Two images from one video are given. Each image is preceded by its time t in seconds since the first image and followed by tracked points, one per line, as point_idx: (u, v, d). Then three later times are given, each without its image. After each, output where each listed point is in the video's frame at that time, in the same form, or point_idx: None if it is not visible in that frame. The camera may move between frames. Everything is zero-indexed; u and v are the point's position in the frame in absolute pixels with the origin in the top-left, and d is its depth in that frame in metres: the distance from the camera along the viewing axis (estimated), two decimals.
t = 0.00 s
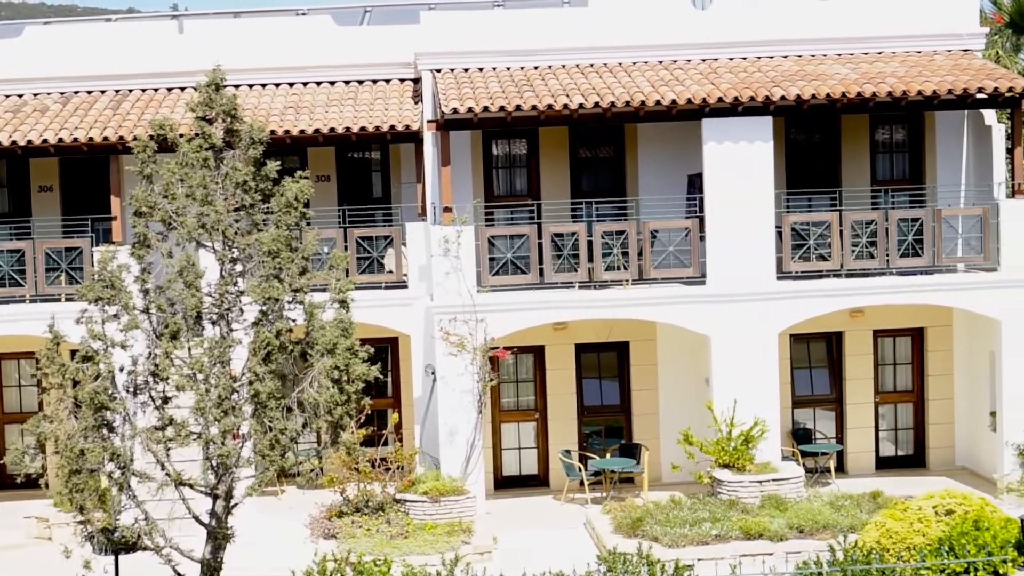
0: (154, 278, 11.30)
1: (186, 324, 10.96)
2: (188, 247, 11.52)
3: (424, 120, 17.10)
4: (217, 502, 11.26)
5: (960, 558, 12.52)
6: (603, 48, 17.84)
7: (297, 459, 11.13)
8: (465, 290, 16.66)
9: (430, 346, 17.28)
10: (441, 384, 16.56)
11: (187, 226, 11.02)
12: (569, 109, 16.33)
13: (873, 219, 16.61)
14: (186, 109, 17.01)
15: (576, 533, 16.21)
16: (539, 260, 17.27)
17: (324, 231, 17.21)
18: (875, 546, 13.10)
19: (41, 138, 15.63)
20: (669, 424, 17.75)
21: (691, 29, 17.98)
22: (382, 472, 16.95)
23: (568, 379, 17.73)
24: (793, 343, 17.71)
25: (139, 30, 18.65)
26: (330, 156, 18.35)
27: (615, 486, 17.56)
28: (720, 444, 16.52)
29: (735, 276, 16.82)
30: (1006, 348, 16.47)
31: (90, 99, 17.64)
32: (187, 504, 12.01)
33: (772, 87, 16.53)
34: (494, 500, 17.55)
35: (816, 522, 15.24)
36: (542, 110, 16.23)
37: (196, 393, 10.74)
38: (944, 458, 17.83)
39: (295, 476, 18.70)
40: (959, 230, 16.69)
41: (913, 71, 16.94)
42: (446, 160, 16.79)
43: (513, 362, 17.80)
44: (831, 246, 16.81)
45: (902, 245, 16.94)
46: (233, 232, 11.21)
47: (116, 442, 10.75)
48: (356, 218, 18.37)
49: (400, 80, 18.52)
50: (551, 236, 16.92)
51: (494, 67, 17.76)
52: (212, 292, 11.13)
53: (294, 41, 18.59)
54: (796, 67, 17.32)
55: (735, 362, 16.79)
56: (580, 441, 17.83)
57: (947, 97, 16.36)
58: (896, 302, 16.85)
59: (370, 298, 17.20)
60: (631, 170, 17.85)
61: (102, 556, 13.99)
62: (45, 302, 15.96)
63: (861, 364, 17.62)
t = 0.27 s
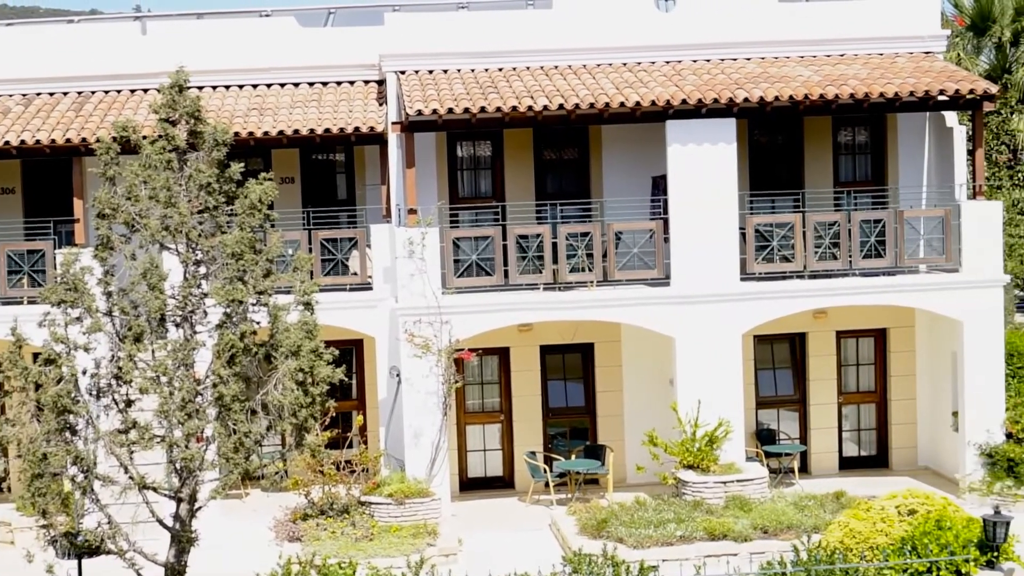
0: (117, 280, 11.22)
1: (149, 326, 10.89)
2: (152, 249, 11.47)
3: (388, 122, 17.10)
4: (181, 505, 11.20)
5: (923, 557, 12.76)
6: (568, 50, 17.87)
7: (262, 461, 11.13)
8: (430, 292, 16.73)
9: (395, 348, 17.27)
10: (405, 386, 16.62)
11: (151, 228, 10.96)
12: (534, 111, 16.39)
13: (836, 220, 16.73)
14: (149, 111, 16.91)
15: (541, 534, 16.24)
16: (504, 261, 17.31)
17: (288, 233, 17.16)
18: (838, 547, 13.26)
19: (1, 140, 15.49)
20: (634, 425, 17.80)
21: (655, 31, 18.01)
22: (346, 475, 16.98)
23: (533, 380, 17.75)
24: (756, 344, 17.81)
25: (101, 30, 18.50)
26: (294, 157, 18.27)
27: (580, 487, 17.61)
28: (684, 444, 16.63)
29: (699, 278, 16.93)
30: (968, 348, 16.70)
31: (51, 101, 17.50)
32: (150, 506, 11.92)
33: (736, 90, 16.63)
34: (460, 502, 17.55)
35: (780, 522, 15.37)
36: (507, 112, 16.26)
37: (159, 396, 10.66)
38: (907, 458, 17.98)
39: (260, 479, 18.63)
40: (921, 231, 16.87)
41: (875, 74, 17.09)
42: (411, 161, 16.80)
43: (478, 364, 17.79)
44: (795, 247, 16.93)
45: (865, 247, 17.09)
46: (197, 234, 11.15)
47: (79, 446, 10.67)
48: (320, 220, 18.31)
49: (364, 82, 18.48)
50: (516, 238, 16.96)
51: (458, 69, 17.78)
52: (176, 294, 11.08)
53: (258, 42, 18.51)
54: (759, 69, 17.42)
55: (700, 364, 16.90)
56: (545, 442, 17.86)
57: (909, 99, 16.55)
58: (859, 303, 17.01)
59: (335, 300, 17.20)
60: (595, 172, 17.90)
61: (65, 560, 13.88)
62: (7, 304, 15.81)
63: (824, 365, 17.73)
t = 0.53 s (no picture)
0: (85, 282, 11.16)
1: (117, 328, 10.83)
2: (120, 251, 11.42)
3: (357, 124, 17.08)
4: (149, 508, 11.11)
5: (891, 556, 12.88)
6: (537, 51, 17.88)
7: (230, 464, 11.11)
8: (399, 293, 16.75)
9: (364, 350, 17.26)
10: (375, 387, 16.65)
11: (119, 230, 10.95)
12: (503, 112, 16.41)
13: (804, 221, 16.83)
14: (117, 112, 16.81)
15: (511, 535, 16.26)
16: (473, 263, 17.35)
17: (257, 235, 17.12)
18: (807, 546, 13.38)
19: None
20: (603, 426, 17.84)
21: (624, 33, 18.03)
22: (316, 477, 16.90)
23: (503, 382, 17.75)
24: (725, 345, 17.87)
25: (68, 31, 18.38)
26: (263, 159, 18.20)
27: (550, 488, 17.64)
28: (653, 445, 16.71)
29: (668, 279, 17.00)
30: (935, 347, 16.86)
31: (18, 102, 17.37)
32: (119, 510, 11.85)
33: (704, 91, 16.71)
34: (429, 503, 17.55)
35: (748, 522, 15.47)
36: (476, 113, 16.28)
37: (127, 399, 10.62)
38: (875, 458, 18.05)
39: (229, 482, 18.55)
40: (888, 232, 17.03)
41: (842, 76, 17.20)
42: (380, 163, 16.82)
43: (447, 365, 17.78)
44: (763, 248, 17.03)
45: (833, 248, 17.22)
46: (165, 236, 11.12)
47: (47, 449, 10.59)
48: (289, 221, 18.24)
49: (333, 83, 18.42)
50: (485, 240, 17.01)
51: (427, 70, 17.78)
52: (144, 296, 11.03)
53: (226, 43, 18.43)
54: (727, 71, 17.47)
55: (668, 364, 16.97)
56: (514, 444, 17.87)
57: (876, 101, 16.70)
58: (826, 304, 17.13)
59: (304, 302, 17.18)
60: (565, 174, 17.91)
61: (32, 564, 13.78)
62: None
63: (793, 366, 17.79)
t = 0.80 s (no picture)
0: (46, 284, 11.07)
1: (80, 331, 10.74)
2: (82, 252, 11.35)
3: (320, 125, 17.07)
4: (112, 511, 11.03)
5: (854, 556, 13.02)
6: (502, 53, 17.87)
7: (194, 466, 11.12)
8: (363, 295, 16.73)
9: (328, 352, 17.22)
10: (339, 390, 16.62)
11: (81, 231, 10.86)
12: (467, 114, 16.44)
13: (766, 223, 16.93)
14: (78, 113, 16.68)
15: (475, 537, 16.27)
16: (437, 264, 17.38)
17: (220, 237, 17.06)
18: (770, 547, 13.45)
19: None
20: (567, 428, 17.87)
21: (588, 34, 18.05)
22: (280, 480, 16.83)
23: (467, 384, 17.76)
24: (689, 345, 17.94)
25: (28, 32, 18.21)
26: (226, 160, 18.10)
27: (514, 490, 17.67)
28: (617, 446, 16.77)
29: (632, 281, 17.06)
30: (897, 347, 17.01)
31: None
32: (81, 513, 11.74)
33: (667, 93, 16.79)
34: (394, 505, 17.53)
35: (712, 523, 15.59)
36: (440, 115, 16.30)
37: (89, 402, 10.52)
38: (838, 458, 18.18)
39: (192, 485, 18.45)
40: (850, 233, 17.19)
41: (805, 78, 17.30)
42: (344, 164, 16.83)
43: (412, 367, 17.76)
44: (726, 250, 17.13)
45: (795, 249, 17.33)
46: (128, 237, 11.09)
47: (8, 453, 10.50)
48: (252, 223, 18.15)
49: (297, 84, 18.33)
50: (449, 241, 17.05)
51: (391, 71, 17.76)
52: (106, 299, 10.95)
53: (189, 44, 18.31)
54: (690, 73, 17.54)
55: (632, 366, 17.04)
56: (479, 445, 17.86)
57: (838, 102, 16.83)
58: (789, 305, 17.25)
59: (268, 304, 17.13)
60: (529, 175, 17.91)
61: None
62: None
63: (756, 367, 17.88)
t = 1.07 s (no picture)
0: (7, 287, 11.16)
1: (42, 333, 10.92)
2: (44, 253, 11.58)
3: (284, 127, 17.02)
4: (74, 515, 11.11)
5: (818, 556, 13.11)
6: (465, 54, 17.86)
7: (158, 469, 11.44)
8: (327, 297, 16.69)
9: (292, 354, 17.17)
10: (302, 392, 16.58)
11: (43, 233, 11.11)
12: (431, 115, 16.44)
13: (730, 224, 17.00)
14: (40, 115, 16.57)
15: (441, 539, 16.25)
16: (402, 265, 17.36)
17: (183, 238, 16.98)
18: (735, 546, 13.50)
19: None
20: (532, 429, 17.87)
21: (552, 35, 18.04)
22: (244, 482, 16.79)
23: (432, 385, 17.74)
24: (653, 346, 17.97)
25: None
26: (189, 162, 18.02)
27: (479, 491, 17.66)
28: (582, 447, 16.80)
29: (596, 282, 17.08)
30: (859, 347, 17.11)
31: None
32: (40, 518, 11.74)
33: (631, 94, 16.82)
34: (358, 508, 17.49)
35: (677, 523, 15.61)
36: (404, 116, 16.29)
37: (51, 405, 10.69)
38: (801, 458, 18.27)
39: (155, 488, 18.34)
40: (813, 234, 17.25)
41: (767, 79, 17.36)
42: (308, 165, 16.80)
43: (376, 369, 17.72)
44: (690, 251, 17.18)
45: (758, 250, 17.39)
46: (90, 239, 11.32)
47: None
48: (216, 225, 18.07)
49: (260, 86, 18.27)
50: (414, 243, 17.04)
51: (355, 73, 17.72)
52: (69, 301, 11.19)
53: (152, 45, 18.21)
54: (654, 74, 17.57)
55: (597, 367, 17.06)
56: (443, 447, 17.84)
57: (800, 104, 16.90)
58: (752, 306, 17.32)
59: (231, 306, 17.06)
60: (493, 177, 17.90)
61: None
62: None
63: (720, 368, 17.93)
